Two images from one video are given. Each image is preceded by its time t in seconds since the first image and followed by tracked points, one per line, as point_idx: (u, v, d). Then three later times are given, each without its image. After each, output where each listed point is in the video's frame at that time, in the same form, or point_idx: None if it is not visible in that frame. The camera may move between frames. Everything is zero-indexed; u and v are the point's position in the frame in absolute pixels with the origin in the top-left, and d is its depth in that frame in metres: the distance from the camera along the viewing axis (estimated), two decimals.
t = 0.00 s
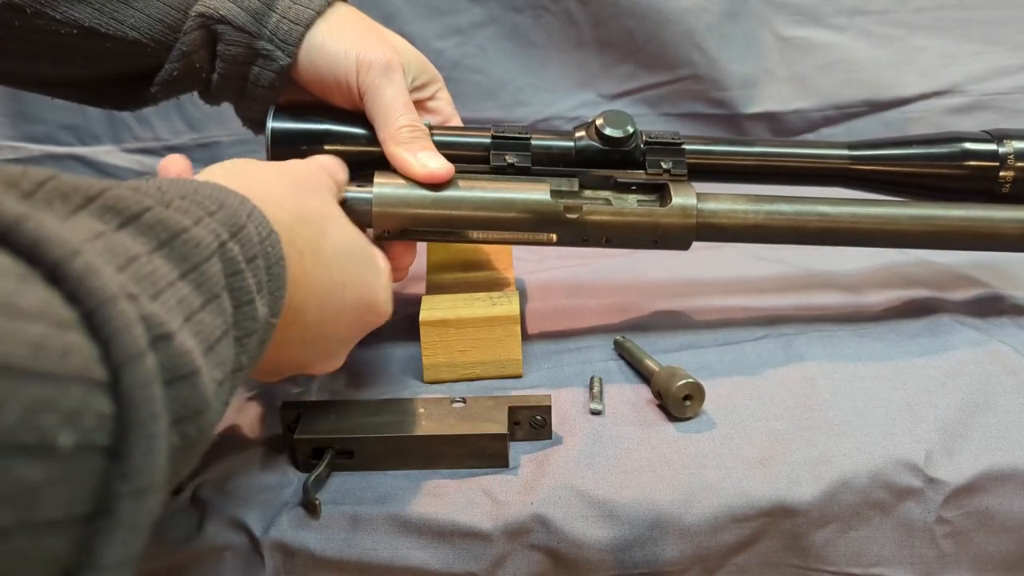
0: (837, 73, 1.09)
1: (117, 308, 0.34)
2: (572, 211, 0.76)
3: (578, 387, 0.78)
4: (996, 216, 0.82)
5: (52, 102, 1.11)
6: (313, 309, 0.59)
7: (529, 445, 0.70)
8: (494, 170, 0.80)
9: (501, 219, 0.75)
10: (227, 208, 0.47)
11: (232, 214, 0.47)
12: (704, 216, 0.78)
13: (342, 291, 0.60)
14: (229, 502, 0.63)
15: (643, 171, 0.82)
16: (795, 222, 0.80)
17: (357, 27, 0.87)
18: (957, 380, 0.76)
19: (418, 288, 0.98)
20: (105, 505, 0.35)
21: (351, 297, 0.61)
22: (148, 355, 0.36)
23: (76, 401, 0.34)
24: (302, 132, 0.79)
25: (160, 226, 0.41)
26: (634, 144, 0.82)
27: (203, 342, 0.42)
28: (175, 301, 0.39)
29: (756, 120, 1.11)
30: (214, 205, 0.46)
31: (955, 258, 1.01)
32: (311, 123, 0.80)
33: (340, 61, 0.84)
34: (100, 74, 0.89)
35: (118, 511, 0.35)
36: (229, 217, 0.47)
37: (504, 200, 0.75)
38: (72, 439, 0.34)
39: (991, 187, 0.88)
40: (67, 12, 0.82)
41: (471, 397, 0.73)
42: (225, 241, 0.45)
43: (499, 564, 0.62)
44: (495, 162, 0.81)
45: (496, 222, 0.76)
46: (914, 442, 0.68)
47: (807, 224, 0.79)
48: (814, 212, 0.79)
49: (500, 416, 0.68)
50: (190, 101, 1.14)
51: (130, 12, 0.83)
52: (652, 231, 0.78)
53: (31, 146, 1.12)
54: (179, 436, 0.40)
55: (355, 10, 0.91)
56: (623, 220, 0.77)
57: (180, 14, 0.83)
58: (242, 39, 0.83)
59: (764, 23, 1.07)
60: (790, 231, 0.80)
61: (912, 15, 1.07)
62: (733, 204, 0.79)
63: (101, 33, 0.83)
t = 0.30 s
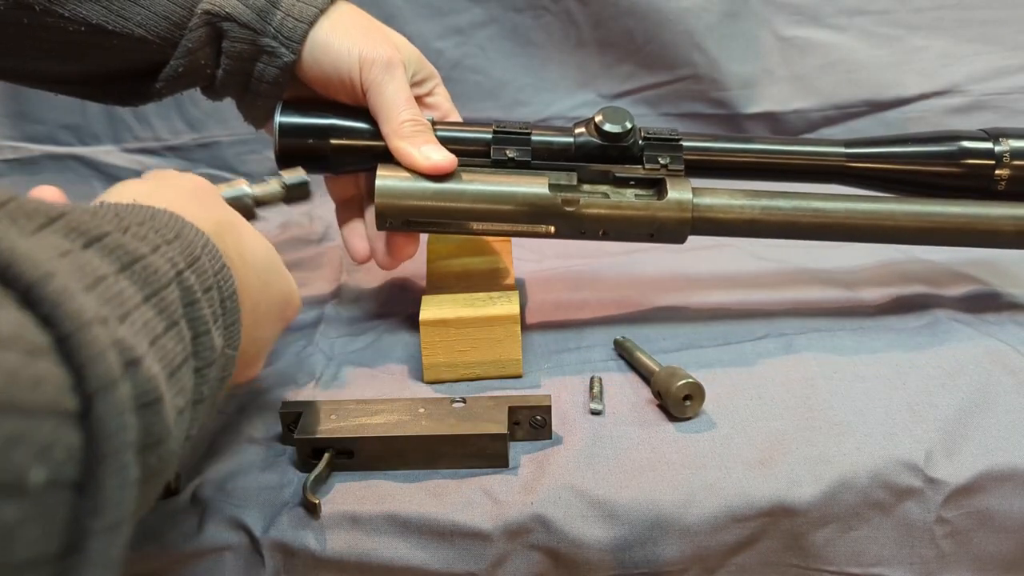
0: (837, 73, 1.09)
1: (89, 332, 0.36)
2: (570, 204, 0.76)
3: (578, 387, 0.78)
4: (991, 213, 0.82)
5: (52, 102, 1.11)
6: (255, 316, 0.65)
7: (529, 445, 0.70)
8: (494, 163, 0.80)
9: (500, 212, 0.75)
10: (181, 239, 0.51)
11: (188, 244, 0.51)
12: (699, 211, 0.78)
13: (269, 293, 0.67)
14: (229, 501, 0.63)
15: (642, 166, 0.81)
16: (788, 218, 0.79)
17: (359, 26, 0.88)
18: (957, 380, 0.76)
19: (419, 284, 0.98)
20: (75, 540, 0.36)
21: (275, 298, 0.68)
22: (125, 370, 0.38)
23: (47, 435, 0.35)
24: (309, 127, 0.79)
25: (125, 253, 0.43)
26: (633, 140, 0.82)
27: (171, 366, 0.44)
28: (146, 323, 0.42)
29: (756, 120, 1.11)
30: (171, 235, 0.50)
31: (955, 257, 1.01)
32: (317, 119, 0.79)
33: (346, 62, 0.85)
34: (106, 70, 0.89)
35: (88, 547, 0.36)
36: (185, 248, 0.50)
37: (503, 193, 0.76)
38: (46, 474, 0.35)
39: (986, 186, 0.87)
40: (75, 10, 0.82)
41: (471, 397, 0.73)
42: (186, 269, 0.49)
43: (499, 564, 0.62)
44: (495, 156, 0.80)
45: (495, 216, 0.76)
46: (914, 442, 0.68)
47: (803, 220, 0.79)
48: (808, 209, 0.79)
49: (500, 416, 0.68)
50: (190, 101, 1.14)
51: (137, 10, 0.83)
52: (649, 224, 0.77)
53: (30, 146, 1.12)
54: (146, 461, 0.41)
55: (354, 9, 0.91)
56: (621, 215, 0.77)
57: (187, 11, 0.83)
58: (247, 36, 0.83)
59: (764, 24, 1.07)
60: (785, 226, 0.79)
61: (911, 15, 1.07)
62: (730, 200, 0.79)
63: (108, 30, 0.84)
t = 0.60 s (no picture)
0: (836, 73, 1.09)
1: None
2: (558, 241, 0.83)
3: (578, 387, 0.78)
4: (970, 232, 0.85)
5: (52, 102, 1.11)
6: (297, 308, 0.56)
7: (529, 445, 0.70)
8: (488, 202, 0.85)
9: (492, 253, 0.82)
10: (186, 262, 0.39)
11: (197, 268, 0.40)
12: (683, 239, 0.84)
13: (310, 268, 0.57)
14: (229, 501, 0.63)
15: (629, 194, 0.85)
16: (767, 242, 0.84)
17: (360, 64, 0.87)
18: (956, 379, 0.76)
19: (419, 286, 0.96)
20: None
21: (313, 266, 0.57)
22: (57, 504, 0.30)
23: None
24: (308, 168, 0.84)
25: (65, 312, 0.32)
26: (622, 171, 0.84)
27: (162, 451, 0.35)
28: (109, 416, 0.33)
29: (756, 120, 1.11)
30: (174, 258, 0.39)
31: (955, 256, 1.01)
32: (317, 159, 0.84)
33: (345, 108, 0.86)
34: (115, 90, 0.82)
35: None
36: (190, 274, 0.39)
37: (495, 233, 0.81)
38: None
39: (979, 197, 0.88)
40: (85, 38, 0.74)
41: (471, 396, 0.73)
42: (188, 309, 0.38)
43: (499, 564, 0.62)
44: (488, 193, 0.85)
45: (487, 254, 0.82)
46: (914, 442, 0.68)
47: (786, 245, 0.84)
48: (791, 235, 0.84)
49: (500, 416, 0.69)
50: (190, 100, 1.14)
51: (149, 35, 0.75)
52: (634, 258, 0.84)
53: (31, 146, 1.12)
54: (147, 565, 0.35)
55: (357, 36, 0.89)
56: (606, 253, 0.84)
57: (203, 38, 0.77)
58: (256, 72, 0.81)
59: (764, 23, 1.07)
60: (764, 250, 0.85)
61: (912, 14, 1.07)
62: (712, 229, 0.84)
63: (120, 58, 0.76)
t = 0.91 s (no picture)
0: (837, 73, 1.08)
1: None
2: (557, 261, 0.85)
3: (578, 387, 0.78)
4: (969, 240, 0.85)
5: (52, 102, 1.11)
6: (404, 344, 0.46)
7: (529, 445, 0.70)
8: (487, 221, 0.88)
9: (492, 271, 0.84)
10: (257, 297, 0.33)
11: (268, 305, 0.33)
12: (680, 256, 0.85)
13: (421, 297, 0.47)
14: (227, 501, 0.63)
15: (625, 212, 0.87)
16: (766, 259, 0.86)
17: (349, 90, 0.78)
18: (956, 379, 0.76)
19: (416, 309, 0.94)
20: None
21: (431, 296, 0.47)
22: None
23: None
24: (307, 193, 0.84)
25: (113, 374, 0.27)
26: (618, 188, 0.87)
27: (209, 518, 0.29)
28: (151, 487, 0.27)
29: (756, 120, 1.11)
30: (245, 293, 0.33)
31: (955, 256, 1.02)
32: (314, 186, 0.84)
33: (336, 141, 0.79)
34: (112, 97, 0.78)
35: None
36: (260, 313, 0.33)
37: (496, 254, 0.83)
38: None
39: (977, 202, 0.89)
40: (79, 49, 0.68)
41: (470, 396, 0.73)
42: (251, 353, 0.32)
43: (499, 564, 0.62)
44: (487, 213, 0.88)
45: (487, 274, 0.84)
46: (914, 442, 0.68)
47: (780, 260, 0.85)
48: (788, 248, 0.85)
49: (500, 416, 0.68)
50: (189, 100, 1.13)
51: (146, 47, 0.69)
52: (631, 274, 0.86)
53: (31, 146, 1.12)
54: None
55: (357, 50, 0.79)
56: (603, 270, 0.86)
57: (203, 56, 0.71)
58: (253, 91, 0.74)
59: (764, 23, 1.07)
60: (758, 265, 0.86)
61: (912, 14, 1.06)
62: (710, 245, 0.86)
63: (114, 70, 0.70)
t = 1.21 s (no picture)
0: (837, 73, 1.08)
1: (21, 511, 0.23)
2: (556, 257, 0.86)
3: (578, 387, 0.78)
4: (968, 238, 0.85)
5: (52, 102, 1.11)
6: (455, 334, 0.46)
7: (529, 445, 0.70)
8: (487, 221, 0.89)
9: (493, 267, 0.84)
10: (301, 278, 0.32)
11: (311, 286, 0.32)
12: (680, 253, 0.85)
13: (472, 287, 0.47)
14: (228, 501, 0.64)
15: (624, 213, 0.89)
16: (764, 257, 0.86)
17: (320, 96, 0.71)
18: (956, 379, 0.76)
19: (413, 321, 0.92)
20: None
21: (482, 288, 0.47)
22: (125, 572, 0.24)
23: None
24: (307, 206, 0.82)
25: (153, 350, 0.27)
26: (617, 188, 0.88)
27: (258, 496, 0.29)
28: (196, 464, 0.27)
29: (756, 120, 1.11)
30: (288, 273, 0.31)
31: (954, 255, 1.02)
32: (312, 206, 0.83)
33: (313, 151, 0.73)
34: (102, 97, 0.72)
35: None
36: (304, 294, 0.31)
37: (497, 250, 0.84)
38: None
39: (969, 207, 0.90)
40: (41, 55, 0.63)
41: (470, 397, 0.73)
42: (298, 332, 0.31)
43: (499, 564, 0.62)
44: (489, 215, 0.90)
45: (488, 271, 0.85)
46: (914, 442, 0.68)
47: (778, 258, 0.85)
48: (786, 247, 0.85)
49: (500, 416, 0.68)
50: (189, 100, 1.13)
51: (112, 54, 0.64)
52: (631, 270, 0.86)
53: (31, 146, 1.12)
54: None
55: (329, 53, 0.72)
56: (604, 264, 0.86)
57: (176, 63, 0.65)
58: (226, 103, 0.68)
59: (764, 23, 1.06)
60: (758, 264, 0.86)
61: (912, 15, 1.06)
62: (708, 242, 0.86)
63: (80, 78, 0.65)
